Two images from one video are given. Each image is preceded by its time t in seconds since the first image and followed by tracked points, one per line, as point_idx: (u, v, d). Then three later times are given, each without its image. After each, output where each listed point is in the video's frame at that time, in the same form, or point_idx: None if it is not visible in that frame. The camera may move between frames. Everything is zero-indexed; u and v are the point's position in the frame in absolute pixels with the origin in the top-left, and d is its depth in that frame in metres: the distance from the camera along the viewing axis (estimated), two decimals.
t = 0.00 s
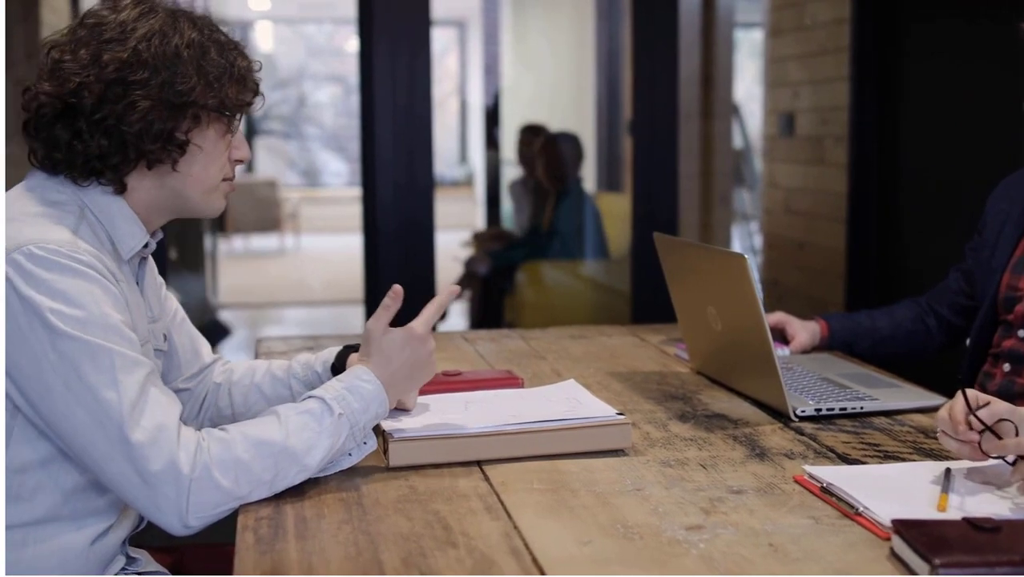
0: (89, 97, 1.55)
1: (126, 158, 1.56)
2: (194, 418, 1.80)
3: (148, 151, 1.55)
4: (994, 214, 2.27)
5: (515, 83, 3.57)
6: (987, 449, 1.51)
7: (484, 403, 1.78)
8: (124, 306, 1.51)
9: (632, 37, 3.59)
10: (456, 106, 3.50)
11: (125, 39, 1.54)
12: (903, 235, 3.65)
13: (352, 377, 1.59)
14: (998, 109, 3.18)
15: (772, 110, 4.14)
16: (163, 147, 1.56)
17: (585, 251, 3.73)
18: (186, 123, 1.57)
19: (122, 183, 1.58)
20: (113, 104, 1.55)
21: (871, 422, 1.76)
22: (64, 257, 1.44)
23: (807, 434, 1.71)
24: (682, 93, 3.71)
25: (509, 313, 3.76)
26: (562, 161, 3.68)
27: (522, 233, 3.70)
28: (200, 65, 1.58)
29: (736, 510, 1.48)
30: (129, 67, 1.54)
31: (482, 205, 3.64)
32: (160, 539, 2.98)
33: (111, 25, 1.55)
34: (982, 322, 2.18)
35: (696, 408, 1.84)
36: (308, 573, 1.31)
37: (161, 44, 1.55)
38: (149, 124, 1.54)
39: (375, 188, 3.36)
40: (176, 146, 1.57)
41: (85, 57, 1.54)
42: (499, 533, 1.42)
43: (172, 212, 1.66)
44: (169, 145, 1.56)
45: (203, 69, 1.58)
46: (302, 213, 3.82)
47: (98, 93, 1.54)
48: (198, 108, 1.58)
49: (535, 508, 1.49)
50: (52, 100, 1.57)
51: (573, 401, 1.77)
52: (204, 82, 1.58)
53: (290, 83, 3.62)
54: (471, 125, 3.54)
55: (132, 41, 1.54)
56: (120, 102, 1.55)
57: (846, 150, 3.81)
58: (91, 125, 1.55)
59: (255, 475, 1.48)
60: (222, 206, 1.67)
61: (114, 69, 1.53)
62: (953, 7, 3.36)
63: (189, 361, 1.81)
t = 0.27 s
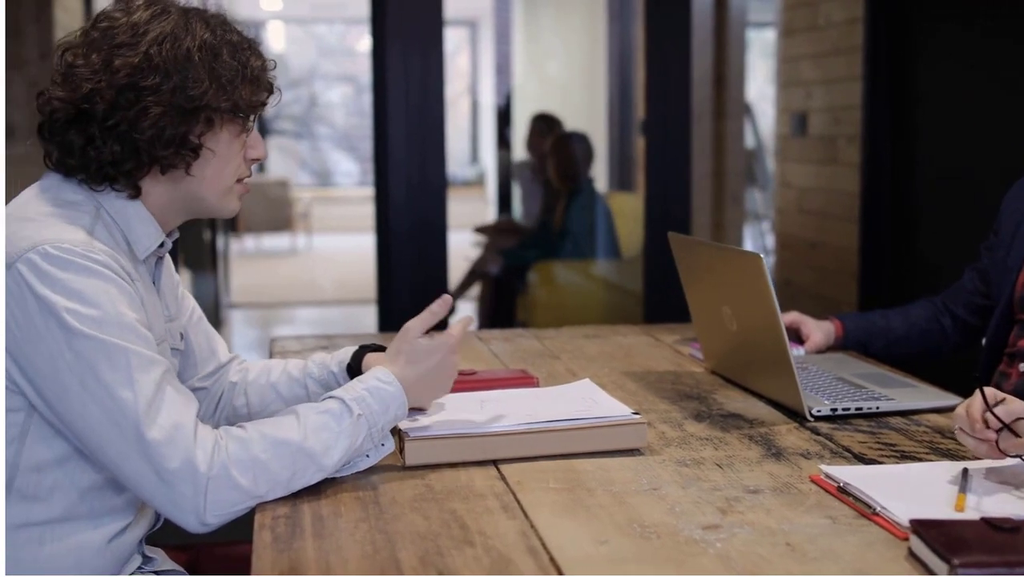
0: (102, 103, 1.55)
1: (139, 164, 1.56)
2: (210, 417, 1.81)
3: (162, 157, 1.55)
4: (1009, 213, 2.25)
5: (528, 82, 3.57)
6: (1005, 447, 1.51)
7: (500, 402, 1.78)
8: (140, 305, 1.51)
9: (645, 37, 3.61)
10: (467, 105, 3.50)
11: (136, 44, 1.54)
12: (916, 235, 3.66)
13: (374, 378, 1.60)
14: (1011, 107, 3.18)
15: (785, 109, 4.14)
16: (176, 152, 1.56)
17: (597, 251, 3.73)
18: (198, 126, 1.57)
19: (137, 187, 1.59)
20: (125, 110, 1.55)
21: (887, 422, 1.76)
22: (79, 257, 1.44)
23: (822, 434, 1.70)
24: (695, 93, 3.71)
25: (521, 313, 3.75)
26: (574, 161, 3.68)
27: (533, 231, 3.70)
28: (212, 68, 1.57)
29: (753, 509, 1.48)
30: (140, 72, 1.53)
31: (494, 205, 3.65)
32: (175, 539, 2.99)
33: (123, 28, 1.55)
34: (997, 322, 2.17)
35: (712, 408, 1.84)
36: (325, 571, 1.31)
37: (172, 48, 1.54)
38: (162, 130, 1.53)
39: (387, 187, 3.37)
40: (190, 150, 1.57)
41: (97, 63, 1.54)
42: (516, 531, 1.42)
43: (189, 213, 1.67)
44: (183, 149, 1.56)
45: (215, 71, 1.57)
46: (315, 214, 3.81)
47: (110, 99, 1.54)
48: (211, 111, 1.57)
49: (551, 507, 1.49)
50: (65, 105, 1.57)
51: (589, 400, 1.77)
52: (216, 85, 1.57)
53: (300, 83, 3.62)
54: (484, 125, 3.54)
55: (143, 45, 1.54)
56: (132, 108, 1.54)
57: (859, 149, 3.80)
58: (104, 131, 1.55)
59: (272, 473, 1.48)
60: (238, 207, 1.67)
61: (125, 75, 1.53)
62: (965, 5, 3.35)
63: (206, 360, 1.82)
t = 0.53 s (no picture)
0: (112, 112, 1.55)
1: (148, 173, 1.56)
2: (224, 416, 1.81)
3: (170, 168, 1.56)
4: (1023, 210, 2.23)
5: (539, 83, 3.57)
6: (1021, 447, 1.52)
7: (515, 401, 1.78)
8: (152, 307, 1.51)
9: (658, 38, 3.61)
10: (478, 104, 3.50)
11: (148, 52, 1.54)
12: (927, 235, 3.65)
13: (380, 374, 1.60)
14: None
15: (797, 108, 4.15)
16: (184, 162, 1.56)
17: (608, 251, 3.73)
18: (209, 137, 1.57)
19: (147, 195, 1.59)
20: (134, 120, 1.55)
21: (902, 422, 1.75)
22: (90, 261, 1.44)
23: (837, 434, 1.70)
24: (708, 94, 3.71)
25: (533, 313, 3.75)
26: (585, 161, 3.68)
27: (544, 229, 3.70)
28: (224, 79, 1.56)
29: (768, 509, 1.47)
30: (150, 82, 1.53)
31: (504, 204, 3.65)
32: (189, 537, 3.01)
33: (136, 34, 1.54)
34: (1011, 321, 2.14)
35: (725, 408, 1.84)
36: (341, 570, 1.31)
37: (184, 58, 1.54)
38: (170, 142, 1.54)
39: (399, 188, 3.37)
40: (199, 160, 1.57)
41: (109, 71, 1.54)
42: (532, 530, 1.42)
43: (200, 216, 1.67)
44: (192, 159, 1.56)
45: (226, 83, 1.56)
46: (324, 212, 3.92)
47: (120, 109, 1.55)
48: (221, 122, 1.57)
49: (566, 506, 1.49)
50: (76, 110, 1.58)
51: (603, 400, 1.77)
52: (227, 97, 1.56)
53: (312, 83, 3.65)
54: (496, 125, 3.55)
55: (155, 54, 1.53)
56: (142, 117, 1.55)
57: (871, 148, 3.80)
58: (113, 138, 1.56)
59: (287, 469, 1.48)
60: (249, 212, 1.67)
61: (136, 85, 1.53)
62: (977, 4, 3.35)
63: (222, 358, 1.83)
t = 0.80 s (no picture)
0: (126, 106, 1.55)
1: (160, 168, 1.56)
2: (238, 415, 1.82)
3: (181, 164, 1.56)
4: None
5: (549, 83, 3.58)
6: None
7: (526, 400, 1.79)
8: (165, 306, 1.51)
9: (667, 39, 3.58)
10: (488, 104, 3.50)
11: (164, 47, 1.54)
12: (935, 234, 3.65)
13: (399, 375, 1.61)
14: None
15: (807, 109, 4.33)
16: (196, 159, 1.56)
17: (618, 251, 3.74)
18: (221, 134, 1.57)
19: (159, 190, 1.59)
20: (148, 114, 1.55)
21: (914, 423, 1.75)
22: (103, 260, 1.45)
23: (849, 434, 1.70)
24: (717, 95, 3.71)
25: (543, 313, 3.76)
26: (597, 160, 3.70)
27: (555, 229, 3.71)
28: (238, 76, 1.56)
29: (780, 509, 1.47)
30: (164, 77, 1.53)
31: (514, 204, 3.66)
32: (204, 536, 3.03)
33: (153, 29, 1.55)
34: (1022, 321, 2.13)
35: (737, 407, 1.84)
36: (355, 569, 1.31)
37: (199, 54, 1.54)
38: (183, 137, 1.54)
39: (409, 188, 3.38)
40: (211, 157, 1.57)
41: (124, 64, 1.55)
42: (545, 530, 1.42)
43: (212, 215, 1.68)
44: (204, 156, 1.56)
45: (240, 81, 1.56)
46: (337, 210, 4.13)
47: (134, 103, 1.55)
48: (234, 120, 1.57)
49: (579, 506, 1.49)
50: (91, 103, 1.58)
51: (616, 399, 1.77)
52: (241, 94, 1.57)
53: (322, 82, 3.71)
54: (505, 125, 3.56)
55: (171, 49, 1.54)
56: (155, 113, 1.55)
57: (881, 148, 3.81)
58: (127, 133, 1.56)
59: (301, 470, 1.48)
60: (260, 212, 1.67)
61: (150, 80, 1.53)
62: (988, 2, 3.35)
63: (235, 358, 1.84)
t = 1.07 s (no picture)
0: (141, 102, 1.56)
1: (177, 163, 1.57)
2: (252, 414, 1.83)
3: (199, 157, 1.56)
4: None
5: (560, 83, 3.59)
6: None
7: (541, 400, 1.79)
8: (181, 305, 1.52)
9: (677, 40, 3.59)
10: (499, 104, 3.50)
11: (177, 43, 1.55)
12: (949, 233, 3.64)
13: (414, 376, 1.61)
14: None
15: (820, 108, 4.32)
16: (213, 152, 1.57)
17: (629, 251, 3.74)
18: (237, 127, 1.58)
19: (176, 186, 1.60)
20: (164, 110, 1.56)
21: (929, 423, 1.75)
22: (120, 259, 1.45)
23: (864, 434, 1.70)
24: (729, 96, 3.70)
25: (554, 313, 3.75)
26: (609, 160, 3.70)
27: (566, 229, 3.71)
28: (252, 69, 1.57)
29: (796, 509, 1.47)
30: (179, 72, 1.54)
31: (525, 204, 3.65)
32: (220, 536, 3.04)
33: (165, 27, 1.56)
34: None
35: (751, 408, 1.84)
36: (371, 567, 1.32)
37: (213, 48, 1.55)
38: (199, 131, 1.55)
39: (421, 188, 3.39)
40: (227, 151, 1.58)
41: (138, 62, 1.55)
42: (561, 529, 1.42)
43: (228, 213, 1.68)
44: (220, 150, 1.57)
45: (254, 73, 1.57)
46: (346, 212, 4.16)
47: (149, 99, 1.56)
48: (249, 112, 1.58)
49: (594, 506, 1.49)
50: (105, 102, 1.59)
51: (630, 399, 1.78)
52: (255, 86, 1.57)
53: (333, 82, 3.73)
54: (517, 125, 3.55)
55: (184, 45, 1.55)
56: (170, 108, 1.56)
57: (894, 148, 3.80)
58: (144, 130, 1.57)
59: (316, 469, 1.49)
60: (276, 207, 1.67)
61: (165, 75, 1.54)
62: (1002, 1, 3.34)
63: (249, 358, 1.85)
